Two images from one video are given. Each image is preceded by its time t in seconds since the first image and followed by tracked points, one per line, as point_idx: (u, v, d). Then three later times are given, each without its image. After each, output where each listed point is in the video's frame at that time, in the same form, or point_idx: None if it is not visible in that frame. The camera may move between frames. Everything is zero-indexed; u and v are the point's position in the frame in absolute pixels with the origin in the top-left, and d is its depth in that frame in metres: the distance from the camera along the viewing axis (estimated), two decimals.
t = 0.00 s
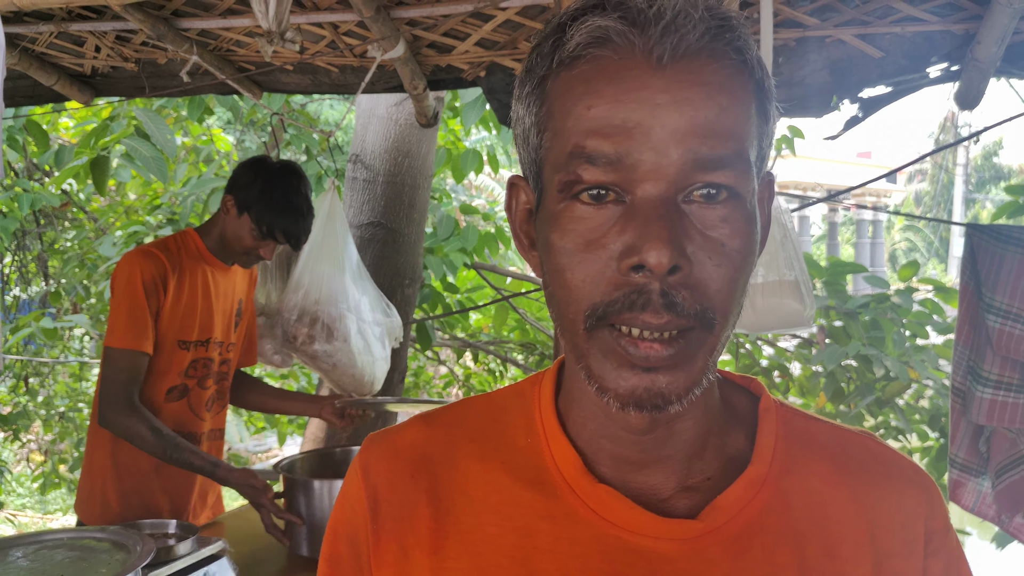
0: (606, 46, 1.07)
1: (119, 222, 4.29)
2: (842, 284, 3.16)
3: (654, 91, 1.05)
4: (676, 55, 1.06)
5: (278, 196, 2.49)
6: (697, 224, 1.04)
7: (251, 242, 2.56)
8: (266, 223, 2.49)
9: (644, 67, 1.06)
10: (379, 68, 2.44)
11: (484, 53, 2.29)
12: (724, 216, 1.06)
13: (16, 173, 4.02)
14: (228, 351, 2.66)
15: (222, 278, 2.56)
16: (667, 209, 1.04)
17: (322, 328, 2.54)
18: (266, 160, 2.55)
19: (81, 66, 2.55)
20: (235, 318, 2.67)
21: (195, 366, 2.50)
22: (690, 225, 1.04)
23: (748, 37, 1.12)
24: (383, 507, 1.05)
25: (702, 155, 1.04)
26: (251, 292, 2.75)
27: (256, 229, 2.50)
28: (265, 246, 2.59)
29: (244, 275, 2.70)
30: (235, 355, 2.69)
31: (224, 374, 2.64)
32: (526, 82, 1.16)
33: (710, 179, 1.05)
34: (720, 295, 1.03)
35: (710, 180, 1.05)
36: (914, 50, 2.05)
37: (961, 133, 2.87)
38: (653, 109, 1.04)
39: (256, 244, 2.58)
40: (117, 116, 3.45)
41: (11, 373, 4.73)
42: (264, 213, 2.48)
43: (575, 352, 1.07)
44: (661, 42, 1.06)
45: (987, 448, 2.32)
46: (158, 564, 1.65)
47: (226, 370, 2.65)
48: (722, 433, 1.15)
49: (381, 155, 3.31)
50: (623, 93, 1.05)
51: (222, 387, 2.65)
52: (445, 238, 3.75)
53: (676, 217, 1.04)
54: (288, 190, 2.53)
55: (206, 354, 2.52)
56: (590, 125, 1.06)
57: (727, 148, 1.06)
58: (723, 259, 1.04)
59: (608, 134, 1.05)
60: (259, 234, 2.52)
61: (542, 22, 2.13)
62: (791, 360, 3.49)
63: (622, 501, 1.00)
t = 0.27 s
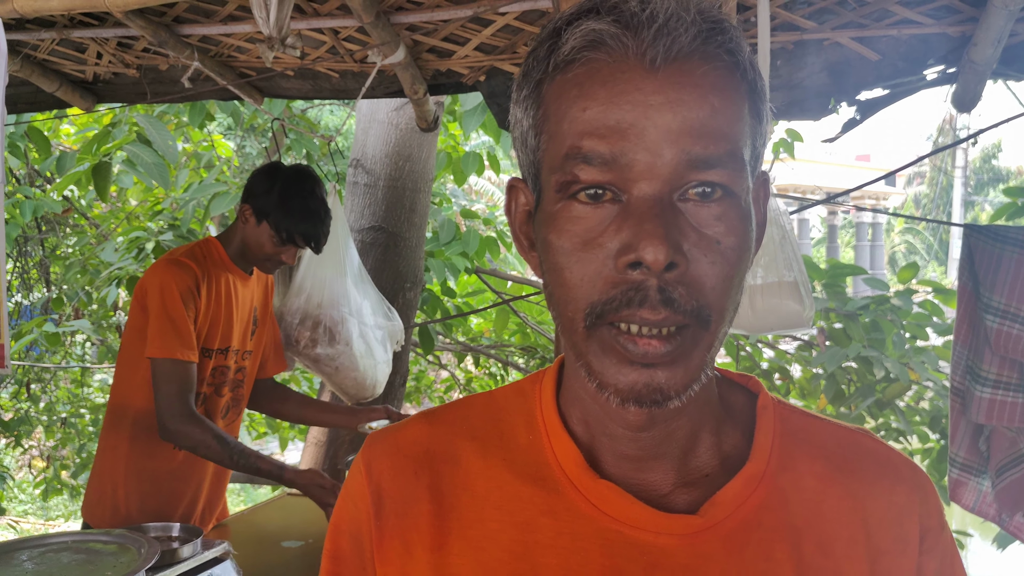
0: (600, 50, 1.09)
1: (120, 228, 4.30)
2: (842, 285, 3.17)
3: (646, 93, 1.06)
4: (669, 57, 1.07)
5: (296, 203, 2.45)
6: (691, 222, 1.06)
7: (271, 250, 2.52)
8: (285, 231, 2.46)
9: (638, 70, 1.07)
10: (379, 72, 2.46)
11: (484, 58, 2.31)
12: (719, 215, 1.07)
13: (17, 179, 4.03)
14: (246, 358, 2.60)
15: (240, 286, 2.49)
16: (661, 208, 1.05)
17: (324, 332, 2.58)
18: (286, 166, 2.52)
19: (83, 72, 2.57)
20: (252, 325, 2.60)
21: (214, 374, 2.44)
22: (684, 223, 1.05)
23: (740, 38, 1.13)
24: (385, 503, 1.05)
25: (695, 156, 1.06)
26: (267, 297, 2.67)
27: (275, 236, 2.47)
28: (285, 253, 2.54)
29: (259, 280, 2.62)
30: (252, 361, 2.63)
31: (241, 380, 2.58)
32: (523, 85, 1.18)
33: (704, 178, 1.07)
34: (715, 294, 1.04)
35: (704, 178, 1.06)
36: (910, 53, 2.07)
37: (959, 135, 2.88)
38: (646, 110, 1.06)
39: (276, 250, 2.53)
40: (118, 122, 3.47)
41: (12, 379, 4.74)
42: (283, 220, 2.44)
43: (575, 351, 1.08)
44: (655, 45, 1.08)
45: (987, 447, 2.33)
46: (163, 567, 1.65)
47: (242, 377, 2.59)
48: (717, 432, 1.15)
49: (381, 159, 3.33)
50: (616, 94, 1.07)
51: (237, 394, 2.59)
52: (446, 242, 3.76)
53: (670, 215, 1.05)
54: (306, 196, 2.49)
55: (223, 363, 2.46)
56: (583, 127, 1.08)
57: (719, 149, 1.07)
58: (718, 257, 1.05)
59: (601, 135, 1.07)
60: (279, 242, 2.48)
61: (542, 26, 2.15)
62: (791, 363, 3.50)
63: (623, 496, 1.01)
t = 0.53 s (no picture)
0: (598, 53, 1.09)
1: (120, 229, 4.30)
2: (841, 288, 3.18)
3: (649, 93, 1.06)
4: (669, 56, 1.08)
5: (294, 196, 2.46)
6: (702, 218, 1.06)
7: (272, 246, 2.51)
8: (285, 225, 2.45)
9: (639, 70, 1.07)
10: (379, 74, 2.46)
11: (484, 60, 2.31)
12: (728, 209, 1.07)
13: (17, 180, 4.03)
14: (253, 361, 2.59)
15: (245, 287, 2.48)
16: (672, 206, 1.05)
17: (324, 333, 2.58)
18: (283, 165, 2.54)
19: (83, 73, 2.57)
20: (259, 326, 2.59)
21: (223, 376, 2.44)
22: (696, 220, 1.05)
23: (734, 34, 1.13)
24: (391, 502, 1.06)
25: (703, 151, 1.06)
26: (274, 298, 2.65)
27: (274, 231, 2.46)
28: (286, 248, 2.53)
29: (265, 280, 2.61)
30: (260, 363, 2.62)
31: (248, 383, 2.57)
32: (520, 94, 1.18)
33: (711, 174, 1.07)
34: (731, 287, 1.04)
35: (711, 175, 1.07)
36: (910, 56, 2.07)
37: (959, 137, 2.89)
38: (651, 111, 1.06)
39: (276, 247, 2.52)
40: (119, 123, 3.47)
41: (11, 380, 4.74)
42: (281, 214, 2.44)
43: (594, 354, 1.07)
44: (653, 45, 1.08)
45: (986, 448, 2.33)
46: (164, 567, 1.65)
47: (250, 378, 2.57)
48: (722, 429, 1.15)
49: (381, 161, 3.33)
50: (620, 95, 1.07)
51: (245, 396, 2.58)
52: (447, 243, 3.76)
53: (681, 213, 1.05)
54: (303, 191, 2.50)
55: (229, 364, 2.45)
56: (590, 131, 1.08)
57: (725, 143, 1.08)
58: (730, 250, 1.06)
59: (608, 138, 1.07)
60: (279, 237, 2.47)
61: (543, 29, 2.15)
62: (790, 365, 3.51)
63: (630, 495, 1.01)
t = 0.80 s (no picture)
0: (588, 66, 1.09)
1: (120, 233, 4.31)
2: (840, 293, 3.19)
3: (639, 106, 1.07)
4: (656, 69, 1.08)
5: (268, 189, 2.47)
6: (692, 229, 1.06)
7: (248, 240, 2.50)
8: (256, 217, 2.46)
9: (626, 83, 1.08)
10: (379, 81, 2.47)
11: (485, 66, 2.32)
12: (718, 219, 1.08)
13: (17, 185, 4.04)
14: (248, 363, 2.57)
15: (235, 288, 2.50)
16: (661, 217, 1.06)
17: (324, 338, 2.59)
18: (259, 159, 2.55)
19: (85, 79, 2.58)
20: (254, 329, 2.59)
21: (213, 376, 2.42)
22: (686, 231, 1.06)
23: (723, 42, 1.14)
24: (396, 508, 1.05)
25: (691, 164, 1.07)
26: (269, 304, 2.67)
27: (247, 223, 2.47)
28: (264, 243, 2.52)
29: (259, 285, 2.64)
30: (255, 367, 2.61)
31: (245, 386, 2.55)
32: (511, 105, 1.19)
33: (702, 185, 1.08)
34: (719, 298, 1.05)
35: (701, 186, 1.08)
36: (908, 62, 2.08)
37: (958, 144, 2.90)
38: (640, 123, 1.06)
39: (253, 241, 2.51)
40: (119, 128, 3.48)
41: (10, 385, 4.73)
42: (256, 205, 2.45)
43: (588, 361, 1.08)
44: (641, 57, 1.08)
45: (986, 454, 2.33)
46: (164, 572, 1.65)
47: (245, 382, 2.55)
48: (721, 433, 1.16)
49: (381, 166, 3.34)
50: (607, 112, 1.07)
51: (243, 400, 2.55)
52: (448, 248, 3.76)
53: (672, 223, 1.06)
54: (280, 185, 2.51)
55: (221, 364, 2.44)
56: (580, 144, 1.08)
57: (715, 155, 1.09)
58: (720, 261, 1.06)
59: (599, 151, 1.07)
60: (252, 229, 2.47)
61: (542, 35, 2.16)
62: (790, 370, 3.51)
63: (628, 501, 1.02)
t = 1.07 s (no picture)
0: (594, 63, 1.09)
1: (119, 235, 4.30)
2: (840, 298, 3.18)
3: (645, 104, 1.06)
4: (664, 67, 1.08)
5: (227, 193, 2.43)
6: (695, 230, 1.06)
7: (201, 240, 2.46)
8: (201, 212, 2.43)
9: (633, 81, 1.07)
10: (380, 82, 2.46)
11: (486, 68, 2.31)
12: (721, 221, 1.07)
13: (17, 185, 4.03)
14: (223, 358, 2.58)
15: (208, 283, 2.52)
16: (665, 216, 1.05)
17: (323, 340, 2.58)
18: (235, 166, 2.53)
19: (86, 80, 2.57)
20: (232, 326, 2.60)
21: (182, 370, 2.43)
22: (687, 231, 1.05)
23: (734, 45, 1.13)
24: (396, 514, 1.05)
25: (696, 163, 1.06)
26: (256, 300, 2.68)
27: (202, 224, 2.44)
28: (212, 247, 2.46)
29: (241, 280, 2.65)
30: (234, 364, 2.62)
31: (220, 380, 2.55)
32: (518, 100, 1.18)
33: (705, 186, 1.07)
34: (722, 302, 1.04)
35: (705, 187, 1.07)
36: (909, 66, 2.08)
37: (959, 148, 2.89)
38: (645, 121, 1.06)
39: (204, 242, 2.46)
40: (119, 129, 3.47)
41: (9, 387, 4.72)
42: (211, 205, 2.41)
43: (584, 363, 1.08)
44: (648, 56, 1.08)
45: (988, 460, 2.32)
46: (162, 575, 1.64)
47: (220, 378, 2.56)
48: (727, 436, 1.15)
49: (381, 168, 3.33)
50: (616, 106, 1.07)
51: (221, 394, 2.55)
52: (447, 251, 3.75)
53: (673, 225, 1.05)
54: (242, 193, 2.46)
55: (192, 359, 2.45)
56: (582, 142, 1.08)
57: (720, 156, 1.08)
58: (722, 263, 1.05)
59: (602, 149, 1.07)
60: (203, 230, 2.44)
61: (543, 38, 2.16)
62: (790, 375, 3.50)
63: (632, 505, 1.01)
